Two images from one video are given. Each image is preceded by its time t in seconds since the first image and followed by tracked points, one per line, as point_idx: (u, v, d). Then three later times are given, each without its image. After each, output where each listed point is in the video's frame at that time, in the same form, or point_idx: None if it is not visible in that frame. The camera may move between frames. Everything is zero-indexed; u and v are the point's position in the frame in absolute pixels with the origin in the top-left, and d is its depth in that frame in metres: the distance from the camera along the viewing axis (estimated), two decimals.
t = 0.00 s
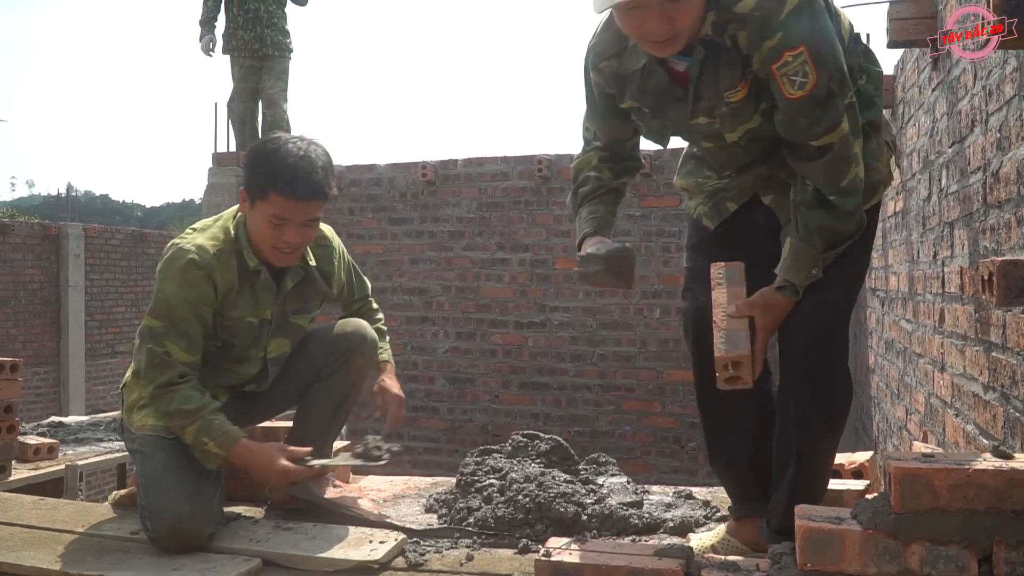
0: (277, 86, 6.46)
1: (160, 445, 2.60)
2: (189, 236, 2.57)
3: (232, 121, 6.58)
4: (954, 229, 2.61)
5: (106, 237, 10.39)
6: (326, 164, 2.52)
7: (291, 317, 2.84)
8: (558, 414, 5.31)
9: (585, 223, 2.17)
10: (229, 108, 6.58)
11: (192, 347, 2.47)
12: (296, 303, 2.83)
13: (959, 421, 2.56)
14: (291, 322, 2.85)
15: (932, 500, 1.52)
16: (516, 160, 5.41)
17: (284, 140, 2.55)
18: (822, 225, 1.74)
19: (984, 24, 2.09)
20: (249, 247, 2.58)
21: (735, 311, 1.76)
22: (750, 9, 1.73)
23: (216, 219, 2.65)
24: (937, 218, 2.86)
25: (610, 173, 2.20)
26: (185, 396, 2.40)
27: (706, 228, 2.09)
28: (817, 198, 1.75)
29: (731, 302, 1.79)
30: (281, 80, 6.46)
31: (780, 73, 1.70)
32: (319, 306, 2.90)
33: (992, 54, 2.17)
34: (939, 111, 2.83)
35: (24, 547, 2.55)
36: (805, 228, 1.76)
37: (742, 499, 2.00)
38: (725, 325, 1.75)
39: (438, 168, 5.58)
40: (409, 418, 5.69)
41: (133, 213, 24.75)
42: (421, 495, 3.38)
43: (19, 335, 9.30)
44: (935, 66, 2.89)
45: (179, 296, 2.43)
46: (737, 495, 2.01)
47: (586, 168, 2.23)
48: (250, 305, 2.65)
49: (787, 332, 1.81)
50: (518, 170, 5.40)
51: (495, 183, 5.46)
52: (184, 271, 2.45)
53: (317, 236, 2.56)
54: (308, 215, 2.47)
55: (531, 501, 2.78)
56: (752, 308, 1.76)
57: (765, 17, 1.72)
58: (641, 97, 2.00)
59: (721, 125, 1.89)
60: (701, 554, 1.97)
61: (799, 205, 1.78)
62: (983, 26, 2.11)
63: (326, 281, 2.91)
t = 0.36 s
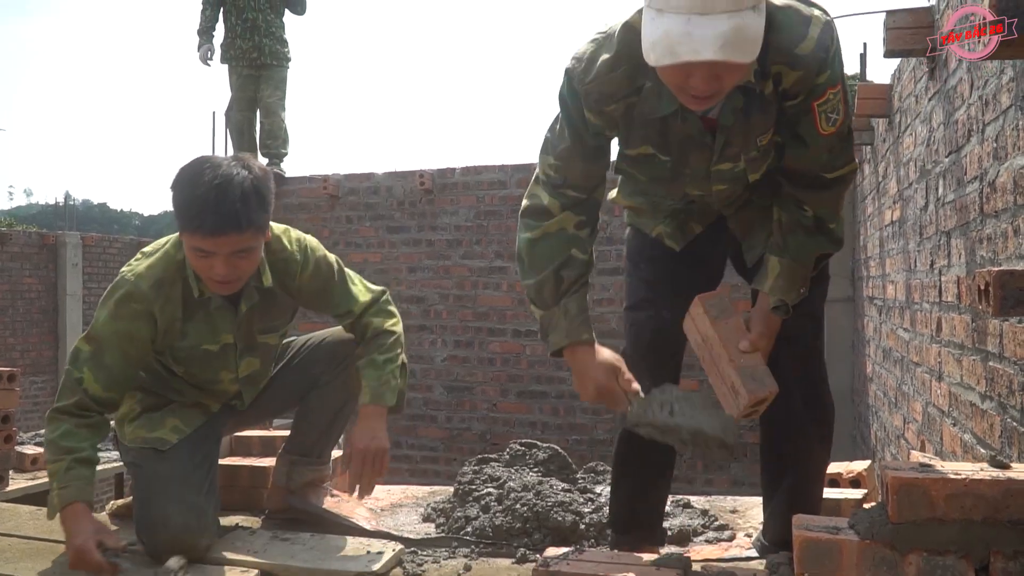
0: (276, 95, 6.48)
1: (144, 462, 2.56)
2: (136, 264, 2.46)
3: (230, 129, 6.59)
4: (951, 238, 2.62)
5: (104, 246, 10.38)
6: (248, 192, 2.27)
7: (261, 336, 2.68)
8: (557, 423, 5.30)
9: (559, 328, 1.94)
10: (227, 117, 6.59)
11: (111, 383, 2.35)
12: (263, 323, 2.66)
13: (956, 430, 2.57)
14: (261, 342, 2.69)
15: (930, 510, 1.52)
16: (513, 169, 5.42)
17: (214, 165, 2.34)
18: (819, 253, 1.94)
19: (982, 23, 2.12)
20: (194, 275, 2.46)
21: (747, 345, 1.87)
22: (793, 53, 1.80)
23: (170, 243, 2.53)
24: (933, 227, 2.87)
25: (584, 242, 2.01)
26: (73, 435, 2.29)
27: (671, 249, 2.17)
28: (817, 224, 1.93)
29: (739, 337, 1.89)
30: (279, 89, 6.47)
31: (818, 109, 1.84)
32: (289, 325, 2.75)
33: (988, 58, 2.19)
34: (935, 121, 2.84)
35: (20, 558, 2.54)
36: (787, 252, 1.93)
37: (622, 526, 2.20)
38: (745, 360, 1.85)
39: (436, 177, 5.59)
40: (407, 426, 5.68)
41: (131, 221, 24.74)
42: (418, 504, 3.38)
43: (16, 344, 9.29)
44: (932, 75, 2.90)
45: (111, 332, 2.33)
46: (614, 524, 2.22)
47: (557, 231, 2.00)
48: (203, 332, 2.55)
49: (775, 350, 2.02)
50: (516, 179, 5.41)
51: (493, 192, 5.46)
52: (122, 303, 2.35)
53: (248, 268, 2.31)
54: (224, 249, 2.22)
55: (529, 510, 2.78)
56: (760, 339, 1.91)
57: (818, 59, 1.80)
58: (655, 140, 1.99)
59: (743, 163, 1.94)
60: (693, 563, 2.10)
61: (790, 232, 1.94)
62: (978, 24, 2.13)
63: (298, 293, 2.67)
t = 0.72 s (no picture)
0: (276, 104, 6.48)
1: (144, 471, 2.58)
2: (126, 313, 2.34)
3: (230, 137, 6.58)
4: (951, 245, 2.62)
5: (105, 254, 10.38)
6: (223, 243, 2.16)
7: (245, 368, 2.59)
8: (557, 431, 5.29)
9: (553, 396, 1.81)
10: (227, 126, 6.60)
11: (124, 443, 2.28)
12: (246, 356, 2.56)
13: (958, 437, 2.56)
14: (245, 373, 2.60)
15: (932, 519, 1.52)
16: (513, 177, 5.41)
17: (190, 210, 2.22)
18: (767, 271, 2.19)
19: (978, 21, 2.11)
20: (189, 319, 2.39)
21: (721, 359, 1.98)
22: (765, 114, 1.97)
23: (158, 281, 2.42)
24: (933, 234, 2.86)
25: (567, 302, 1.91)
26: (87, 518, 2.20)
27: (604, 267, 2.22)
28: (768, 244, 2.21)
29: (711, 352, 1.99)
30: (279, 98, 6.48)
31: (785, 158, 2.08)
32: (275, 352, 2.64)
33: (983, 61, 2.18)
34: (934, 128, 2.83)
35: (21, 570, 2.54)
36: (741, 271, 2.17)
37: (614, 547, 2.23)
38: (720, 374, 1.95)
39: (436, 185, 5.59)
40: (408, 434, 5.67)
41: (132, 230, 24.75)
42: (419, 513, 3.37)
43: (17, 353, 9.28)
44: (930, 82, 2.90)
45: (117, 394, 2.26)
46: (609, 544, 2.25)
47: (543, 286, 1.90)
48: (199, 372, 2.49)
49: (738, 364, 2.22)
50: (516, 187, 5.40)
51: (492, 200, 5.46)
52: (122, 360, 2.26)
53: (227, 318, 2.24)
54: (196, 304, 2.15)
55: (530, 519, 2.76)
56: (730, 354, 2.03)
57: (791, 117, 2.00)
58: (636, 199, 2.08)
59: (708, 207, 2.14)
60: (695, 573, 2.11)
61: (743, 251, 2.19)
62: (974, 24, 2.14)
63: (278, 332, 2.50)
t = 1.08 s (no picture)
0: (281, 113, 6.52)
1: (150, 481, 2.58)
2: (132, 335, 2.34)
3: (235, 146, 6.60)
4: (955, 257, 2.62)
5: (110, 261, 10.40)
6: (235, 277, 2.17)
7: (253, 388, 2.58)
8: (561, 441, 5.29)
9: (565, 446, 1.88)
10: (233, 135, 6.61)
11: (127, 463, 2.30)
12: (255, 377, 2.55)
13: (963, 450, 2.55)
14: (252, 393, 2.59)
15: (936, 533, 1.56)
16: (517, 186, 5.42)
17: (201, 242, 2.21)
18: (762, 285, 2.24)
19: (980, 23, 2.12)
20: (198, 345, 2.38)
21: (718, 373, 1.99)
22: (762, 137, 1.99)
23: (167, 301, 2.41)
24: (938, 246, 2.86)
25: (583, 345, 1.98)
26: (89, 536, 2.22)
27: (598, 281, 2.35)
28: (763, 260, 2.23)
29: (710, 367, 2.01)
30: (285, 107, 6.52)
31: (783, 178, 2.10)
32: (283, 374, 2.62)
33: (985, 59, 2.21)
34: (938, 139, 2.83)
35: None
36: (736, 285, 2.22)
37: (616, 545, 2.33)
38: (718, 390, 1.96)
39: (440, 195, 5.60)
40: (411, 443, 5.67)
41: (137, 237, 24.80)
42: (421, 522, 3.36)
43: (21, 360, 9.29)
44: (934, 94, 2.90)
45: (121, 417, 2.26)
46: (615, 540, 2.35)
47: (564, 326, 1.95)
48: (204, 394, 2.49)
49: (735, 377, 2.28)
50: (520, 197, 5.41)
51: (496, 209, 5.47)
52: (127, 383, 2.26)
53: (238, 350, 2.25)
54: (208, 339, 2.16)
55: (532, 530, 2.75)
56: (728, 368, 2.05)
57: (788, 140, 2.02)
58: (637, 223, 2.08)
59: (707, 229, 2.15)
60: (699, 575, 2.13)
61: (739, 266, 2.24)
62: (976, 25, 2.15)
63: (289, 354, 2.47)
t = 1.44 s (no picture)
0: (286, 122, 6.55)
1: (155, 491, 2.56)
2: (135, 345, 2.35)
3: (240, 155, 6.62)
4: (960, 268, 2.61)
5: (115, 270, 10.42)
6: (247, 290, 2.17)
7: (258, 401, 2.60)
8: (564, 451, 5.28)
9: (526, 415, 2.00)
10: (238, 144, 6.64)
11: (123, 472, 2.29)
12: (260, 389, 2.58)
13: (968, 462, 2.54)
14: (258, 406, 2.61)
15: (942, 544, 1.66)
16: (521, 196, 5.43)
17: (210, 254, 2.22)
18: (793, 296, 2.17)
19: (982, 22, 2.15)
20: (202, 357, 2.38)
21: (731, 386, 2.03)
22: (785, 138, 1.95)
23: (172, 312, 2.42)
24: (942, 258, 2.86)
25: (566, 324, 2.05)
26: (81, 536, 2.22)
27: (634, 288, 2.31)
28: (796, 271, 2.17)
29: (723, 379, 2.06)
30: (291, 117, 6.55)
31: (813, 186, 2.05)
32: (289, 387, 2.64)
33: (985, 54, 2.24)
34: (943, 151, 2.83)
35: None
36: (766, 295, 2.15)
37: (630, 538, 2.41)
38: (730, 400, 1.99)
39: (445, 204, 5.61)
40: (414, 453, 5.66)
41: (141, 246, 24.85)
42: (425, 533, 3.35)
43: (25, 368, 9.31)
44: (939, 106, 2.91)
45: (121, 425, 2.26)
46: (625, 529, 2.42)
47: (542, 306, 2.04)
48: (205, 406, 2.49)
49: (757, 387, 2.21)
50: (524, 207, 5.42)
51: (501, 219, 5.48)
52: (129, 393, 2.26)
53: (248, 361, 2.26)
54: (219, 352, 2.16)
55: (536, 540, 2.75)
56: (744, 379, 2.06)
57: (819, 147, 1.97)
58: (653, 217, 2.14)
59: (730, 231, 2.13)
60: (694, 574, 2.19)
61: (767, 275, 2.18)
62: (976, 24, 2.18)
63: (295, 367, 2.48)
